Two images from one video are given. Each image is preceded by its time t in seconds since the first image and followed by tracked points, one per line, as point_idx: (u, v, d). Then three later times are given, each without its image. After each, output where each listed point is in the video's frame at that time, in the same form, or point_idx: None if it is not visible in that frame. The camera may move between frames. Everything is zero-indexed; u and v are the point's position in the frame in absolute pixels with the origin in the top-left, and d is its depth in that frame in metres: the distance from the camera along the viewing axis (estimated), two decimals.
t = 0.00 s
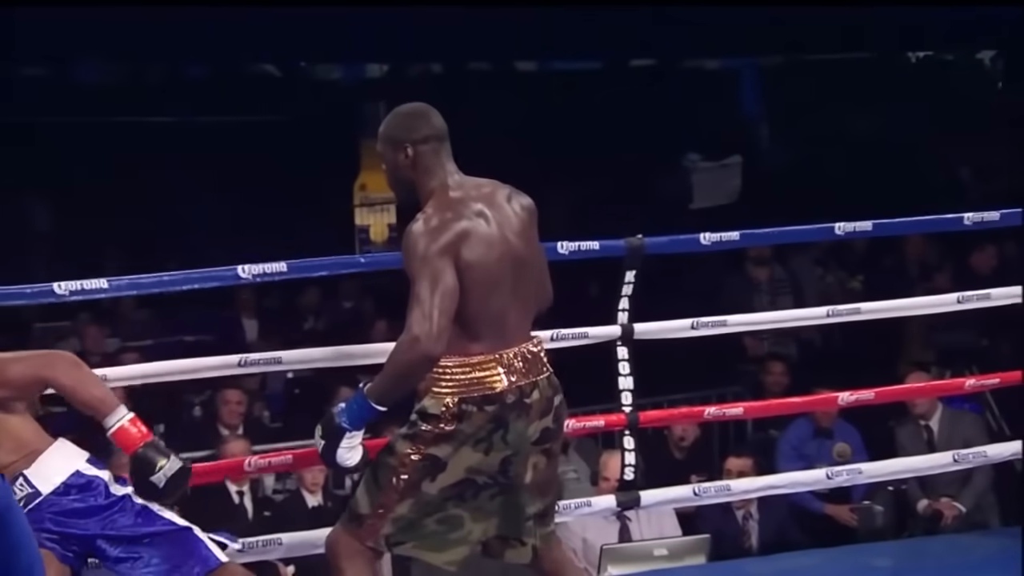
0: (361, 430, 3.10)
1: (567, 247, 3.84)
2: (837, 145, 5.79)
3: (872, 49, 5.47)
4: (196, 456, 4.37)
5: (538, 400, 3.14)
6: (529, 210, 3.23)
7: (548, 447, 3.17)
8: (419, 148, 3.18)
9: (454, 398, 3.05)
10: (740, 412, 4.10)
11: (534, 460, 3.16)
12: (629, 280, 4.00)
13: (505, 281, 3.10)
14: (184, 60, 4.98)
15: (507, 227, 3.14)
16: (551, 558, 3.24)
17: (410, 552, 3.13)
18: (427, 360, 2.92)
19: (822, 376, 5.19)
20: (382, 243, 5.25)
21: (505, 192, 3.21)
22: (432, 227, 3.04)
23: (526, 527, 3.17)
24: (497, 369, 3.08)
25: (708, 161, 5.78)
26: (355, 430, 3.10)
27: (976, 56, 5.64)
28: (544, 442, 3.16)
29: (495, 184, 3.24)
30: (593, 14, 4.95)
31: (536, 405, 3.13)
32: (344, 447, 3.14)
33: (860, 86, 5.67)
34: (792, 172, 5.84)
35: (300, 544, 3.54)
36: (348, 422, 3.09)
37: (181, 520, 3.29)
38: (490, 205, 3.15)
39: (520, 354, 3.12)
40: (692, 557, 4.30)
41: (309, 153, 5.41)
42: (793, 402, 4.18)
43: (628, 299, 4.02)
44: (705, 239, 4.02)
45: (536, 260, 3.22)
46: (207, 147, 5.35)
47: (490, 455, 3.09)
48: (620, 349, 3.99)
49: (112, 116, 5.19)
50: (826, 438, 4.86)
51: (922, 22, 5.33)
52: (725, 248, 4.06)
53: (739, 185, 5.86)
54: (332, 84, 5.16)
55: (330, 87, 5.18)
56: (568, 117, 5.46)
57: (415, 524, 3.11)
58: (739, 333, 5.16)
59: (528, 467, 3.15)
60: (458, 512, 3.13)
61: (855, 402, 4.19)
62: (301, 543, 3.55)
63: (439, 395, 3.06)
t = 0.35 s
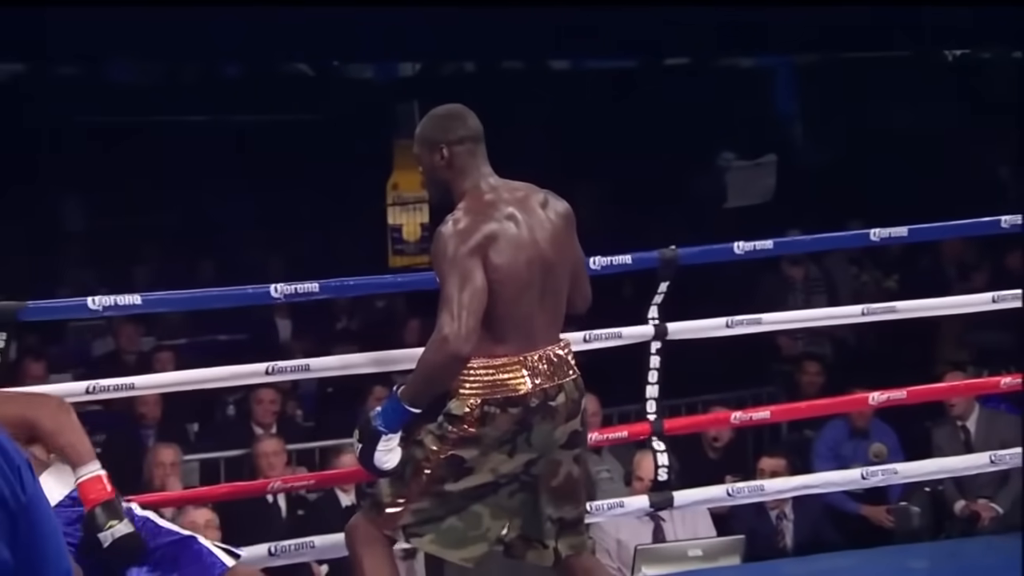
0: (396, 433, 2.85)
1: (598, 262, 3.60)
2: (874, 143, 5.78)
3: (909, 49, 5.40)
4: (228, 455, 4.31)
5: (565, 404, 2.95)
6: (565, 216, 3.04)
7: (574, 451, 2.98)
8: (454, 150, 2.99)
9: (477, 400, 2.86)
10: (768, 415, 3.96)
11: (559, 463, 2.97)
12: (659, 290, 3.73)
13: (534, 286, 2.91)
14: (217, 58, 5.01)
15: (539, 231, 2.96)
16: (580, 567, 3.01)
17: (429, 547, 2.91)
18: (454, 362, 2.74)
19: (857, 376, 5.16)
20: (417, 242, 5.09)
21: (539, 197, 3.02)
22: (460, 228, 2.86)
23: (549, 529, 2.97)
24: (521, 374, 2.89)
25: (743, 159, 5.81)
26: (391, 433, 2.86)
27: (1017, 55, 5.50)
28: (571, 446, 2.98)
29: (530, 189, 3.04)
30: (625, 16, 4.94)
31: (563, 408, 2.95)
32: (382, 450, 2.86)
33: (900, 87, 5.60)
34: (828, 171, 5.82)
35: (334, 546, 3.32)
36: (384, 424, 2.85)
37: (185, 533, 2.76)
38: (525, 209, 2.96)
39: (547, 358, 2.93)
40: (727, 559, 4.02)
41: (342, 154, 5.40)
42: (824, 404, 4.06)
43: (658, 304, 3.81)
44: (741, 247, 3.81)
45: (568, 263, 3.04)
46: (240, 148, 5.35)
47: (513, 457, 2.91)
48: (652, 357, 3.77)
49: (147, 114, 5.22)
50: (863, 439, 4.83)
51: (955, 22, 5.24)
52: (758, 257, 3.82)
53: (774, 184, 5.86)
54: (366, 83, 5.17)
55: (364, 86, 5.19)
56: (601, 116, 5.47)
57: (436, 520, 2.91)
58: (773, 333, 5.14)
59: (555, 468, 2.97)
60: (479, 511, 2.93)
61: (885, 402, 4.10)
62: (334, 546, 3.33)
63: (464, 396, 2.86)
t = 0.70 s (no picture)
0: (430, 433, 2.37)
1: (627, 271, 3.30)
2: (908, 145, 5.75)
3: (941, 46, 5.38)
4: (260, 454, 4.23)
5: (587, 402, 2.48)
6: (593, 214, 2.56)
7: (600, 448, 2.51)
8: (478, 146, 2.50)
9: (498, 393, 2.41)
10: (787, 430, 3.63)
11: (581, 461, 2.50)
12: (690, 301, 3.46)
13: (560, 281, 2.44)
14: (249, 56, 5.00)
15: (563, 227, 2.47)
16: (607, 568, 2.54)
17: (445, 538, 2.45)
18: (473, 362, 2.28)
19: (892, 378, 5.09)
20: (448, 242, 5.06)
21: (567, 191, 2.53)
22: (477, 220, 2.38)
23: (571, 528, 2.50)
24: (542, 369, 2.42)
25: (777, 159, 5.80)
26: (423, 434, 2.36)
27: None
28: (595, 442, 2.51)
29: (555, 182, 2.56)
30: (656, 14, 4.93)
31: (584, 406, 2.47)
32: (411, 450, 2.37)
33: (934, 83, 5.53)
34: (862, 172, 5.77)
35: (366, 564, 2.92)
36: (414, 424, 2.36)
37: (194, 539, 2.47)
38: (553, 204, 2.47)
39: (572, 354, 2.46)
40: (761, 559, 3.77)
41: (374, 152, 5.42)
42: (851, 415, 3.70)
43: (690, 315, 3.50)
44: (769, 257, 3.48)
45: (595, 264, 2.55)
46: (274, 147, 5.37)
47: (532, 453, 2.44)
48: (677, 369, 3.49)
49: (186, 113, 5.28)
50: (897, 440, 4.73)
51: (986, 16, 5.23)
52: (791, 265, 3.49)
53: (807, 183, 5.78)
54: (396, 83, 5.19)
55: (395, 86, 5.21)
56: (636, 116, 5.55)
57: (450, 511, 2.45)
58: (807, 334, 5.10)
59: (577, 462, 2.49)
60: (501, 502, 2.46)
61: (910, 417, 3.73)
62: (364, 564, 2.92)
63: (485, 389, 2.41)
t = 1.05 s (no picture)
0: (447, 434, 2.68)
1: (656, 278, 3.35)
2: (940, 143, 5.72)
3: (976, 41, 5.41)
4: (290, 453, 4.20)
5: (602, 396, 2.81)
6: (611, 211, 2.89)
7: (615, 444, 2.84)
8: (493, 141, 2.86)
9: (513, 384, 2.75)
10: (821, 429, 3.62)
11: (599, 457, 2.82)
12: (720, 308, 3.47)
13: (574, 276, 2.76)
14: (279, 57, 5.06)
15: (582, 223, 2.81)
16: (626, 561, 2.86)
17: (475, 534, 2.79)
18: (490, 354, 2.60)
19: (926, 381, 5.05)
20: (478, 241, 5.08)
21: (585, 187, 2.87)
22: (498, 211, 2.72)
23: (590, 522, 2.83)
24: (556, 362, 2.76)
25: (810, 158, 5.70)
26: (441, 434, 2.68)
27: None
28: (611, 440, 2.84)
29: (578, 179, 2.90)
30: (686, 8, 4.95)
31: (598, 400, 2.81)
32: (432, 452, 2.70)
33: (958, 77, 5.57)
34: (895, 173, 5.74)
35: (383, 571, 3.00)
36: (432, 427, 2.68)
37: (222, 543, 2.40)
38: (570, 199, 2.81)
39: (588, 349, 2.79)
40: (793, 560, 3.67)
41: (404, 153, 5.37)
42: (879, 416, 3.69)
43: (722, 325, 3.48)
44: (797, 262, 3.48)
45: (614, 261, 2.88)
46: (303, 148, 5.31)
47: (547, 447, 2.78)
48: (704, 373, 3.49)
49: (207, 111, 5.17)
50: (930, 440, 4.62)
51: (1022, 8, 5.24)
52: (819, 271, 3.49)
53: (840, 182, 5.72)
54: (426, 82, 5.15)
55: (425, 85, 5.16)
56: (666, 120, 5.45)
57: (477, 509, 2.79)
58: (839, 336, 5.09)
59: (596, 462, 2.82)
60: (520, 502, 2.81)
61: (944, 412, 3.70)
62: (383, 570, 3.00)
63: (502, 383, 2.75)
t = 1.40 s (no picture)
0: (462, 434, 2.52)
1: (689, 277, 3.31)
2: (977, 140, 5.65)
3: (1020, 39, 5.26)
4: (320, 453, 4.17)
5: (614, 393, 2.53)
6: (631, 211, 2.63)
7: (634, 442, 2.54)
8: (508, 137, 2.61)
9: (518, 380, 2.50)
10: (849, 425, 3.55)
11: (619, 455, 2.53)
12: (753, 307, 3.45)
13: (588, 273, 2.51)
14: (308, 56, 4.99)
15: (598, 222, 2.55)
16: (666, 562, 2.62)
17: (505, 540, 2.51)
18: (503, 353, 2.39)
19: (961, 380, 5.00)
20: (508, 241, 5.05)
21: (604, 186, 2.61)
22: (509, 206, 2.48)
23: (613, 519, 2.54)
24: (562, 358, 2.50)
25: (843, 157, 5.75)
26: (456, 435, 2.52)
27: None
28: (628, 437, 2.54)
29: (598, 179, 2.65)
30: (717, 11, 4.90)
31: (609, 397, 2.52)
32: (446, 453, 2.54)
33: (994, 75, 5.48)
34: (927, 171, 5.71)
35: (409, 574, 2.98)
36: (446, 427, 2.51)
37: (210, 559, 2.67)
38: (588, 200, 2.55)
39: (601, 346, 2.52)
40: (824, 562, 3.64)
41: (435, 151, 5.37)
42: (911, 413, 3.62)
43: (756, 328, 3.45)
44: (832, 262, 3.43)
45: (632, 264, 2.62)
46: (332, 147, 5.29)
47: (559, 443, 2.50)
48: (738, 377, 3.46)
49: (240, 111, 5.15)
50: (964, 441, 4.54)
51: None
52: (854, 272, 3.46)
53: (872, 182, 5.76)
54: (456, 81, 5.10)
55: (455, 83, 5.12)
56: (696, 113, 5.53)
57: (503, 517, 2.51)
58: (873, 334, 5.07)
59: (614, 459, 2.52)
60: (544, 503, 2.52)
61: (976, 410, 3.65)
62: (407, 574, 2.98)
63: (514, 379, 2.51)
